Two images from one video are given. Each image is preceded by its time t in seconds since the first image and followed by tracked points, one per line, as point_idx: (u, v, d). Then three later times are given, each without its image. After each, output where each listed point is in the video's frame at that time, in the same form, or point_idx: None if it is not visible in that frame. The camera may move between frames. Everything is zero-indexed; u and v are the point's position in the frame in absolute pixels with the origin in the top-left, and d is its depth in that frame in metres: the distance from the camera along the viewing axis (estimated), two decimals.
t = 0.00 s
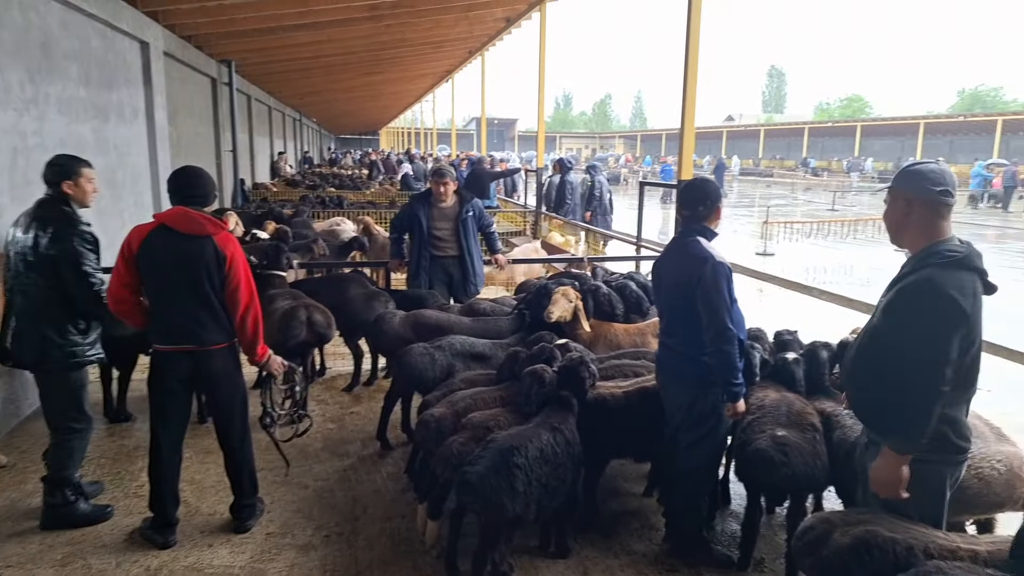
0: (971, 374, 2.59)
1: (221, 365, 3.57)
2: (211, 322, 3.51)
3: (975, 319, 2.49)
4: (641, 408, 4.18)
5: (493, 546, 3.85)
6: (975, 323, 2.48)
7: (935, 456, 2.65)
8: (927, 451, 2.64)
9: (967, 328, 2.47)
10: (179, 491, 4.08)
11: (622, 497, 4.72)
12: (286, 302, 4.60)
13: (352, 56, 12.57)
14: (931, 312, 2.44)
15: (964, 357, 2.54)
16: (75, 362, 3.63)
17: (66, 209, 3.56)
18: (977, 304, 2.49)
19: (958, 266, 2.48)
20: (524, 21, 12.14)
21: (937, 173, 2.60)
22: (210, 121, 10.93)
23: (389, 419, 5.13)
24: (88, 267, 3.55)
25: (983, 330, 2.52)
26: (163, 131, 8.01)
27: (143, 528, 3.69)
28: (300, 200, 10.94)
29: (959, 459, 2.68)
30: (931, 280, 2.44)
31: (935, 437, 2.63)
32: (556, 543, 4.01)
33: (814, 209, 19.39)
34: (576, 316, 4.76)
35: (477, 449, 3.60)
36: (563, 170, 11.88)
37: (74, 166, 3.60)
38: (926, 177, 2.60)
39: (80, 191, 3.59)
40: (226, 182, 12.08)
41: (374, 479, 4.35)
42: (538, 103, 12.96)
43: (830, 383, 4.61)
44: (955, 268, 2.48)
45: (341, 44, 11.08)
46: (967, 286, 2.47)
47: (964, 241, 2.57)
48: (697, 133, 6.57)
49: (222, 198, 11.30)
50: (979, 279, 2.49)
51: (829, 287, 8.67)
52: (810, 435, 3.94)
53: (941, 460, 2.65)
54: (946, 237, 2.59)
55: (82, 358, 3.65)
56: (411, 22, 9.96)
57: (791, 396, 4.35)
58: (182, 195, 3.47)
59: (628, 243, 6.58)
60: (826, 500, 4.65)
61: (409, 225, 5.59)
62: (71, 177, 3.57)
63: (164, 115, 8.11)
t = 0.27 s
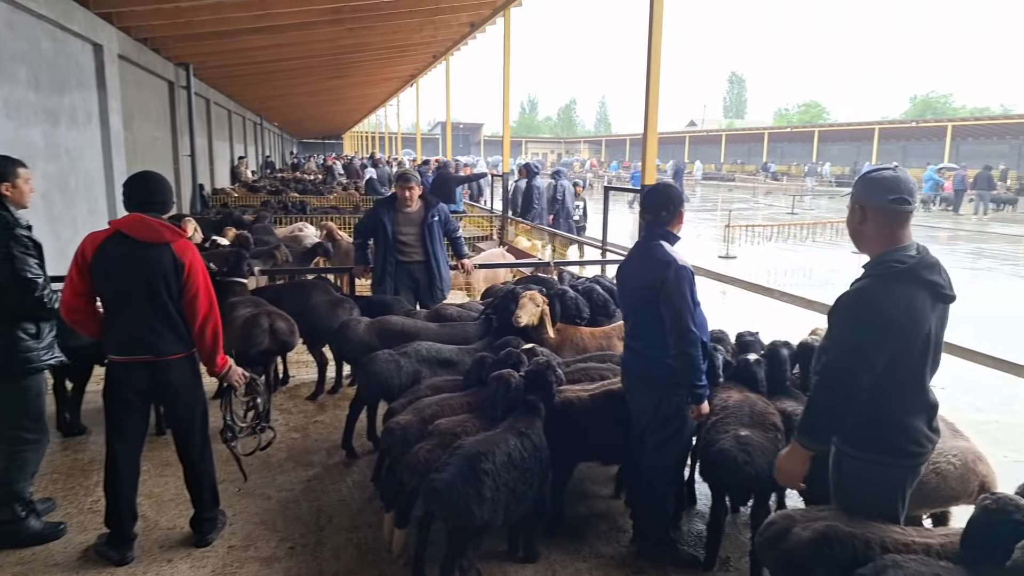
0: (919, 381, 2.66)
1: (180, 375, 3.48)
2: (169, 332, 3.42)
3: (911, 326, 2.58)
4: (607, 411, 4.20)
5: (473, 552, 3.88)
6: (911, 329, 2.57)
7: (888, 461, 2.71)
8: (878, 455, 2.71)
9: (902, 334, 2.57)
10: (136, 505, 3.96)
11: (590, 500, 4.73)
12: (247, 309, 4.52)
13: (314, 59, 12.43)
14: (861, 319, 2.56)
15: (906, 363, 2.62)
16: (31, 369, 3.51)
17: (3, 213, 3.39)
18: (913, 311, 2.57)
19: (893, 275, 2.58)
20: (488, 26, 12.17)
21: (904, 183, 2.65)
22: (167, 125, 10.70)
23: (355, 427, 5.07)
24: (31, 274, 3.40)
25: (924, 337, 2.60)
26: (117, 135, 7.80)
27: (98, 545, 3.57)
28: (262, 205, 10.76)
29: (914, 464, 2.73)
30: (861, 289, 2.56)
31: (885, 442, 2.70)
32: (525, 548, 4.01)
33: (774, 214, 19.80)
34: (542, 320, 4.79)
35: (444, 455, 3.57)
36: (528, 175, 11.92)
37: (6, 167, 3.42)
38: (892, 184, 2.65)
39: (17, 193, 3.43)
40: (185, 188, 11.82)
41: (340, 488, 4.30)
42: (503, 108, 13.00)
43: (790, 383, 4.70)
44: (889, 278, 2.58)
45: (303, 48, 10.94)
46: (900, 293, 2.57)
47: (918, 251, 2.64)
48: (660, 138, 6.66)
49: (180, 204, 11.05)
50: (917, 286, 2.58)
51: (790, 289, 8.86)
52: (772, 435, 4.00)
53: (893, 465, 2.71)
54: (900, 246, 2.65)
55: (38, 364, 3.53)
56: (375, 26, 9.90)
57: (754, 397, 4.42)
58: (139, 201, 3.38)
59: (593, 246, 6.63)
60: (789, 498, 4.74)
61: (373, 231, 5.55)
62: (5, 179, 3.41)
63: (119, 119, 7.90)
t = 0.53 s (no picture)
0: (876, 381, 2.73)
1: (141, 386, 3.40)
2: (130, 342, 3.34)
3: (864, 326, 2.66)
4: (577, 413, 4.22)
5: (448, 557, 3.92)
6: (865, 329, 2.66)
7: (844, 457, 2.79)
8: (835, 452, 2.80)
9: (853, 334, 2.67)
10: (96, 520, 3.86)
11: (560, 502, 4.74)
12: (210, 317, 4.44)
13: (278, 62, 12.27)
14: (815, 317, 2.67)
15: (860, 362, 2.70)
16: None
17: None
18: (865, 312, 2.66)
19: (846, 277, 2.68)
20: (454, 29, 12.16)
21: (877, 187, 2.71)
22: (125, 129, 10.45)
23: (322, 435, 5.02)
24: None
25: (879, 337, 2.68)
26: (73, 139, 7.59)
27: (55, 562, 3.46)
28: (226, 210, 10.57)
29: (872, 462, 2.80)
30: (811, 289, 2.69)
31: (842, 438, 2.78)
32: (496, 552, 3.99)
33: (739, 215, 20.13)
34: (512, 323, 4.79)
35: (413, 461, 3.55)
36: (497, 178, 11.93)
37: None
38: (864, 186, 2.71)
39: None
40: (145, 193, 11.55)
41: (308, 497, 4.24)
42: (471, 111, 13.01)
43: (756, 382, 4.76)
44: (841, 279, 2.68)
45: (267, 50, 10.80)
46: (852, 295, 2.66)
47: (882, 255, 2.70)
48: (627, 141, 6.71)
49: (140, 210, 10.80)
50: (870, 288, 2.66)
51: (755, 290, 9.02)
52: (738, 433, 4.06)
53: (849, 462, 2.79)
54: (866, 248, 2.72)
55: None
56: (340, 29, 9.81)
57: (720, 396, 4.48)
58: (96, 208, 3.30)
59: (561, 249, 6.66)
60: (756, 495, 4.81)
61: (340, 235, 5.50)
62: None
63: (74, 123, 7.70)
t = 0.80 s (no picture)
0: (841, 379, 2.80)
1: (95, 394, 3.30)
2: (83, 349, 3.24)
3: (832, 324, 2.74)
4: (541, 415, 4.21)
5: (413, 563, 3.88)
6: (833, 326, 2.74)
7: (808, 452, 2.86)
8: (798, 446, 2.87)
9: (822, 332, 2.74)
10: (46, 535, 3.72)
11: (526, 505, 4.73)
12: (166, 323, 4.33)
13: (236, 62, 12.04)
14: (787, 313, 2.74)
15: (828, 359, 2.77)
16: None
17: None
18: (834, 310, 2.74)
19: (818, 274, 2.76)
20: (417, 30, 12.11)
21: (853, 190, 2.81)
22: (76, 130, 10.14)
23: (284, 442, 4.94)
24: None
25: (846, 336, 2.75)
26: (19, 141, 7.34)
27: None
28: (183, 214, 10.33)
29: (834, 457, 2.88)
30: (784, 284, 2.75)
31: (806, 433, 2.86)
32: (461, 556, 3.96)
33: (701, 218, 20.47)
34: (478, 326, 4.78)
35: (376, 466, 3.51)
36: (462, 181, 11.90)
37: None
38: (841, 189, 2.82)
39: None
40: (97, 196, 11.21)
41: (269, 505, 4.17)
42: (435, 113, 12.98)
43: (718, 381, 4.80)
44: (814, 277, 2.75)
45: (225, 50, 10.59)
46: (821, 293, 2.74)
47: (855, 256, 2.79)
48: (590, 144, 6.76)
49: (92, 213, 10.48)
50: (840, 287, 2.74)
51: (716, 291, 9.18)
52: (700, 433, 4.11)
53: (812, 456, 2.86)
54: (839, 247, 2.81)
55: None
56: (301, 29, 9.68)
57: (682, 396, 4.52)
58: (46, 212, 3.19)
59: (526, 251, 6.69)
60: (719, 493, 4.87)
61: (301, 238, 5.43)
62: None
63: (21, 124, 7.44)
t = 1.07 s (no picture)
0: (824, 373, 2.89)
1: (56, 399, 3.21)
2: (45, 353, 3.15)
3: (818, 318, 2.83)
4: (513, 416, 4.19)
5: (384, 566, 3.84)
6: (820, 319, 2.83)
7: (789, 444, 2.93)
8: (782, 439, 2.94)
9: (809, 325, 2.82)
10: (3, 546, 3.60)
11: (498, 506, 4.72)
12: (129, 326, 4.24)
13: (202, 60, 11.83)
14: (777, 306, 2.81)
15: (814, 353, 2.86)
16: None
17: None
18: (820, 303, 2.82)
19: (806, 268, 2.85)
20: (387, 29, 12.04)
21: (840, 191, 2.89)
22: (34, 128, 9.85)
23: (252, 446, 4.87)
24: None
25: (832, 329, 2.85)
26: None
27: None
28: (147, 214, 10.12)
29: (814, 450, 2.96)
30: (774, 277, 2.83)
31: (789, 425, 2.93)
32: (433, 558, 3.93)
33: (671, 219, 20.71)
34: (450, 328, 4.77)
35: (347, 470, 3.47)
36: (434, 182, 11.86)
37: None
38: (830, 190, 2.90)
39: None
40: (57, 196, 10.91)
41: (237, 511, 4.10)
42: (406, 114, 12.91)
43: (688, 381, 4.82)
44: (802, 271, 2.84)
45: (190, 47, 10.39)
46: (810, 287, 2.83)
47: (841, 254, 2.88)
48: (561, 145, 6.79)
49: (52, 214, 10.20)
50: (827, 281, 2.83)
51: (686, 292, 9.28)
52: (670, 432, 4.14)
53: (793, 448, 2.93)
54: (826, 246, 2.89)
55: None
56: (269, 27, 9.55)
57: (653, 396, 4.55)
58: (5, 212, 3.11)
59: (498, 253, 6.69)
60: (689, 491, 4.92)
61: (269, 239, 5.37)
62: None
63: None
